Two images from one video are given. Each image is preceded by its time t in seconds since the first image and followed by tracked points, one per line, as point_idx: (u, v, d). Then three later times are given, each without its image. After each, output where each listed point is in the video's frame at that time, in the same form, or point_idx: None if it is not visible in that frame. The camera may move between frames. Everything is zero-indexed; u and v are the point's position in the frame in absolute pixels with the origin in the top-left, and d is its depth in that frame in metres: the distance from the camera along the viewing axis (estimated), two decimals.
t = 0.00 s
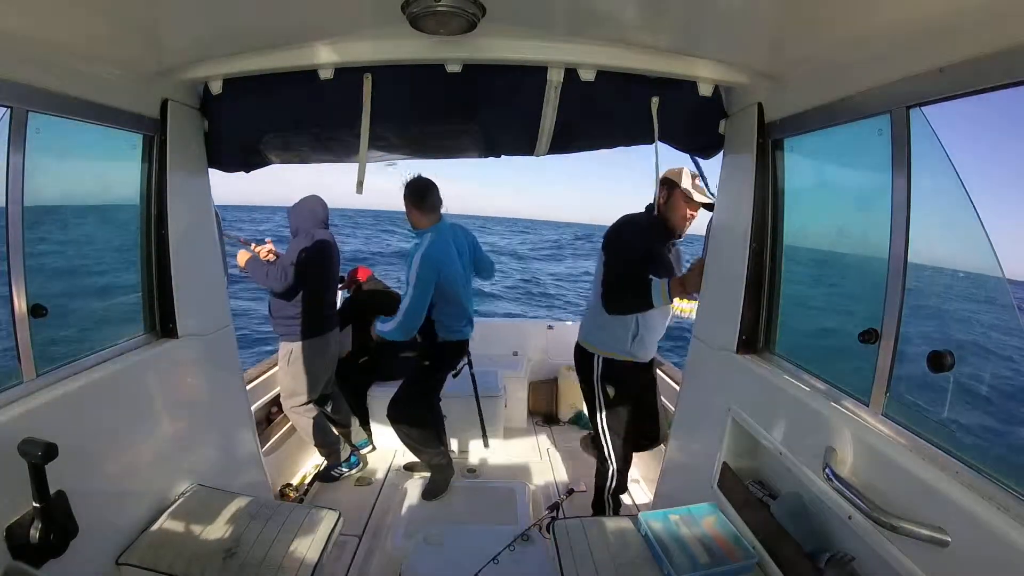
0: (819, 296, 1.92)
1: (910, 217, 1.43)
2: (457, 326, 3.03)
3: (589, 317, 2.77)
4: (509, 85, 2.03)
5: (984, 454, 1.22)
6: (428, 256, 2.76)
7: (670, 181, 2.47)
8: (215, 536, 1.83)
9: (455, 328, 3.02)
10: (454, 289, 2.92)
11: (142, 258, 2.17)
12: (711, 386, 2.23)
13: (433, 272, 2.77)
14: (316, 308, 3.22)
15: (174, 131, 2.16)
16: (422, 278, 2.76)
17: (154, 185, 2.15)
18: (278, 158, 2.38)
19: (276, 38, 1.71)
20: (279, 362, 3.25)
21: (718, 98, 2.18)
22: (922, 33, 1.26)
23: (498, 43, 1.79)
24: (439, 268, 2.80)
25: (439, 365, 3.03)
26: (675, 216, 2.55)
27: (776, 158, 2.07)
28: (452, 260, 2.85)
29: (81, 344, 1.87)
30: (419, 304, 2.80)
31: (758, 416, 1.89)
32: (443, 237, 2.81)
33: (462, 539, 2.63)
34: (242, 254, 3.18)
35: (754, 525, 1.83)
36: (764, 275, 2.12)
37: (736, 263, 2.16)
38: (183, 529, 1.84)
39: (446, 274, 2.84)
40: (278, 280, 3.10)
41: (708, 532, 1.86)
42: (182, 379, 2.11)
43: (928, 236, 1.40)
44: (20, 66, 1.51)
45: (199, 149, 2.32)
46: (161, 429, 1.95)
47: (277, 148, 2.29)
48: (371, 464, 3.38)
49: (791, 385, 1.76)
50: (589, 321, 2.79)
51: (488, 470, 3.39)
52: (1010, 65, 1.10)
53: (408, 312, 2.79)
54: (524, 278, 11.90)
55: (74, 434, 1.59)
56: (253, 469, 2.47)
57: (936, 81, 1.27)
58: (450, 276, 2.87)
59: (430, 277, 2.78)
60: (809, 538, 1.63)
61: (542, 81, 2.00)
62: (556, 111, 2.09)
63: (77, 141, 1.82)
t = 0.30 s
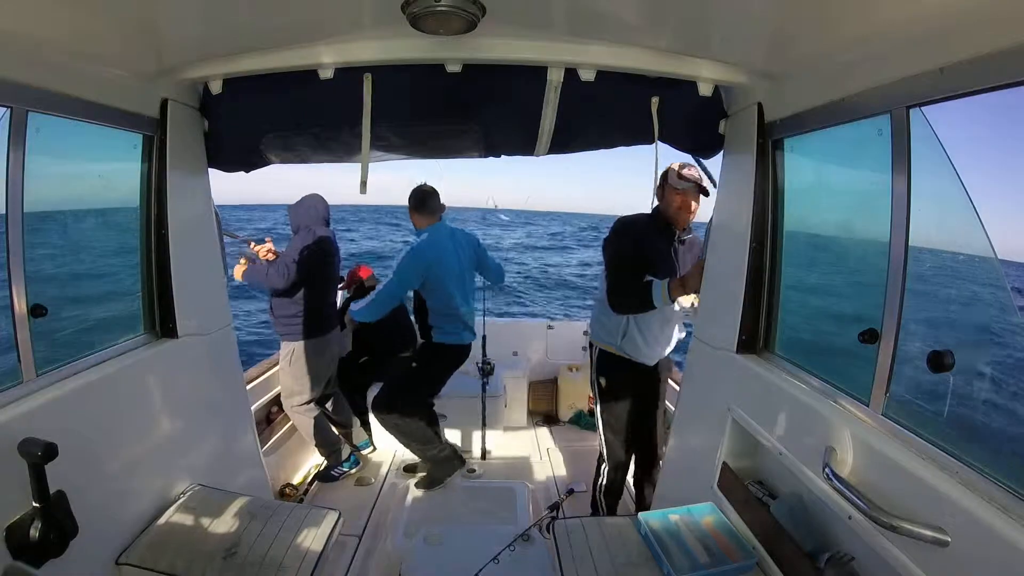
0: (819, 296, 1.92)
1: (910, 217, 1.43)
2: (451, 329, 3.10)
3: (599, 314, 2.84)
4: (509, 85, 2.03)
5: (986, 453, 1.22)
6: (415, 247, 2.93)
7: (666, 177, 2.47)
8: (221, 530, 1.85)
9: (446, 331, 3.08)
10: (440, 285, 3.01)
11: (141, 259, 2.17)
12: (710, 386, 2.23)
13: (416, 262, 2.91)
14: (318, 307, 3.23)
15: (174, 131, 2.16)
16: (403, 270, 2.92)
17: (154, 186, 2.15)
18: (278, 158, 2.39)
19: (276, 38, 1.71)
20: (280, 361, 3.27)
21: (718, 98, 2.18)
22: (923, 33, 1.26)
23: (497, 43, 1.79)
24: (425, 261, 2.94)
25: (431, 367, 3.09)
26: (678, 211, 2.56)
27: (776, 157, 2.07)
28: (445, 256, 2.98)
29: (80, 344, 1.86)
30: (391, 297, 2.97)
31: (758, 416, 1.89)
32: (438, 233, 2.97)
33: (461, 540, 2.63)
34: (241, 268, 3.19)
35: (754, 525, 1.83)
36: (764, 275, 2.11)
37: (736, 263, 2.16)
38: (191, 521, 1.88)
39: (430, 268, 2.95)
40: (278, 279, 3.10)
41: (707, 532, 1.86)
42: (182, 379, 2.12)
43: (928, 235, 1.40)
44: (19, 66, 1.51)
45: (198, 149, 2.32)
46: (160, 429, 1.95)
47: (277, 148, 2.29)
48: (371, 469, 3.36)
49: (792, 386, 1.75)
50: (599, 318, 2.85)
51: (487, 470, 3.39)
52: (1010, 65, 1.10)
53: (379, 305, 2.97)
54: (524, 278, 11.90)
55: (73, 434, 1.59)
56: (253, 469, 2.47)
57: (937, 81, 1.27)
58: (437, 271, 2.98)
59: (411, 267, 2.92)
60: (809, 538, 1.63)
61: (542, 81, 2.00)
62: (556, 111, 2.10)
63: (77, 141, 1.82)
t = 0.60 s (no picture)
0: (818, 296, 1.92)
1: (910, 217, 1.43)
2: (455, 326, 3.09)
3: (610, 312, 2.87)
4: (509, 85, 2.03)
5: (985, 453, 1.22)
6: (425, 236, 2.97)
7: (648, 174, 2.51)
8: (226, 523, 1.88)
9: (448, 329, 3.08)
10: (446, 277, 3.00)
11: (141, 259, 2.17)
12: (710, 386, 2.23)
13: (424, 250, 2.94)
14: (318, 305, 3.24)
15: (173, 131, 2.16)
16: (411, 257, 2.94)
17: (154, 185, 2.15)
18: (278, 158, 2.39)
19: (276, 38, 1.71)
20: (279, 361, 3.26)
21: (718, 98, 2.19)
22: (922, 34, 1.26)
23: (497, 43, 1.79)
24: (433, 251, 2.95)
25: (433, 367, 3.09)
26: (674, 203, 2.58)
27: (776, 157, 2.07)
28: (456, 249, 2.99)
29: (80, 344, 1.86)
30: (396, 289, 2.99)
31: (757, 416, 1.89)
32: (449, 226, 3.01)
33: (461, 540, 2.63)
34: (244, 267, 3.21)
35: (754, 525, 1.83)
36: (764, 275, 2.11)
37: (736, 263, 2.16)
38: (196, 515, 1.91)
39: (436, 257, 2.96)
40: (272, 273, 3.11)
41: (707, 531, 1.86)
42: (183, 379, 2.12)
43: (928, 235, 1.40)
44: (20, 65, 1.51)
45: (198, 149, 2.32)
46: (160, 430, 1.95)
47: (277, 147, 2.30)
48: (371, 470, 3.35)
49: (792, 386, 1.75)
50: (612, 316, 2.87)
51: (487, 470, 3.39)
52: (1011, 65, 1.10)
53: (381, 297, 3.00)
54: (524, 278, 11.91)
55: (73, 434, 1.59)
56: (253, 469, 2.47)
57: (936, 82, 1.27)
58: (444, 262, 2.99)
59: (418, 256, 2.95)
60: (809, 538, 1.63)
61: (542, 81, 2.00)
62: (556, 111, 2.10)
63: (77, 141, 1.82)
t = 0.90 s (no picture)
0: (815, 298, 1.93)
1: (910, 217, 1.44)
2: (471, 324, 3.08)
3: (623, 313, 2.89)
4: (509, 86, 2.03)
5: (985, 453, 1.22)
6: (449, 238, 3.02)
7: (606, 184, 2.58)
8: (222, 524, 1.88)
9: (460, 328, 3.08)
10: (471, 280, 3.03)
11: (142, 259, 2.17)
12: (711, 385, 2.23)
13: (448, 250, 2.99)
14: (316, 305, 3.24)
15: (174, 131, 2.16)
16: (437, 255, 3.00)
17: (154, 185, 2.15)
18: (278, 158, 2.39)
19: (276, 39, 1.71)
20: (280, 361, 3.27)
21: (717, 98, 2.19)
22: (922, 34, 1.26)
23: (498, 43, 1.79)
24: (457, 250, 3.00)
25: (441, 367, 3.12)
26: (636, 207, 2.54)
27: (776, 157, 2.07)
28: (482, 250, 3.03)
29: (81, 344, 1.87)
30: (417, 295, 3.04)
31: (757, 416, 1.89)
32: (474, 229, 3.04)
33: (462, 540, 2.63)
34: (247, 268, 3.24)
35: (755, 525, 1.83)
36: (764, 276, 2.12)
37: (737, 263, 2.16)
38: (192, 516, 1.90)
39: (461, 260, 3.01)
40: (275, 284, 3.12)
41: (708, 532, 1.86)
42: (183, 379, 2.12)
43: (927, 235, 1.40)
44: (22, 65, 1.51)
45: (199, 149, 2.32)
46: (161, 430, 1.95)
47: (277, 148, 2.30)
48: (371, 470, 3.35)
49: (793, 387, 1.75)
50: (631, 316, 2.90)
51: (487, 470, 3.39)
52: (1011, 64, 1.10)
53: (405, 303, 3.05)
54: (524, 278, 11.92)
55: (73, 435, 1.59)
56: (253, 469, 2.47)
57: (937, 82, 1.27)
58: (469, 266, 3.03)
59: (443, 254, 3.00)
60: (809, 538, 1.63)
61: (542, 81, 2.00)
62: (556, 111, 2.10)
63: (78, 141, 1.82)
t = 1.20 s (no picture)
0: (814, 298, 1.94)
1: (910, 217, 1.44)
2: (491, 322, 3.16)
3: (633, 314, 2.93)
4: (509, 86, 2.04)
5: (985, 453, 1.22)
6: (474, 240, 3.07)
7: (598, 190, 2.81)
8: (213, 531, 1.85)
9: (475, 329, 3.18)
10: (499, 281, 3.12)
11: (142, 258, 2.17)
12: (711, 385, 2.23)
13: (469, 254, 3.06)
14: (314, 303, 3.24)
15: (174, 131, 2.16)
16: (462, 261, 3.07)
17: (154, 185, 2.15)
18: (278, 158, 2.40)
19: (276, 39, 1.71)
20: (279, 361, 3.26)
21: (717, 98, 2.19)
22: (922, 33, 1.26)
23: (497, 44, 1.79)
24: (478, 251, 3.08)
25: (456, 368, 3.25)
26: (619, 211, 2.69)
27: (776, 157, 2.07)
28: (500, 250, 3.10)
29: (80, 344, 1.86)
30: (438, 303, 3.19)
31: (758, 416, 1.89)
32: (497, 230, 3.12)
33: (462, 539, 2.64)
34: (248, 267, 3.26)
35: (756, 525, 1.83)
36: (764, 276, 2.12)
37: (737, 264, 2.16)
38: (184, 521, 1.87)
39: (488, 261, 3.08)
40: (265, 269, 3.15)
41: (708, 532, 1.86)
42: (183, 379, 2.12)
43: (927, 235, 1.40)
44: (22, 65, 1.51)
45: (199, 149, 2.32)
46: (160, 429, 1.95)
47: (277, 148, 2.30)
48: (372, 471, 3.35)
49: (794, 387, 1.75)
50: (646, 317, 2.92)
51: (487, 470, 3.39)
52: (1011, 64, 1.10)
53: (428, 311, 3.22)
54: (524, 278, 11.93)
55: (73, 434, 1.59)
56: (254, 469, 2.48)
57: (936, 82, 1.27)
58: (496, 266, 3.11)
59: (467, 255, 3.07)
60: (809, 538, 1.63)
61: (542, 81, 2.00)
62: (556, 111, 2.10)
63: (77, 141, 1.82)
